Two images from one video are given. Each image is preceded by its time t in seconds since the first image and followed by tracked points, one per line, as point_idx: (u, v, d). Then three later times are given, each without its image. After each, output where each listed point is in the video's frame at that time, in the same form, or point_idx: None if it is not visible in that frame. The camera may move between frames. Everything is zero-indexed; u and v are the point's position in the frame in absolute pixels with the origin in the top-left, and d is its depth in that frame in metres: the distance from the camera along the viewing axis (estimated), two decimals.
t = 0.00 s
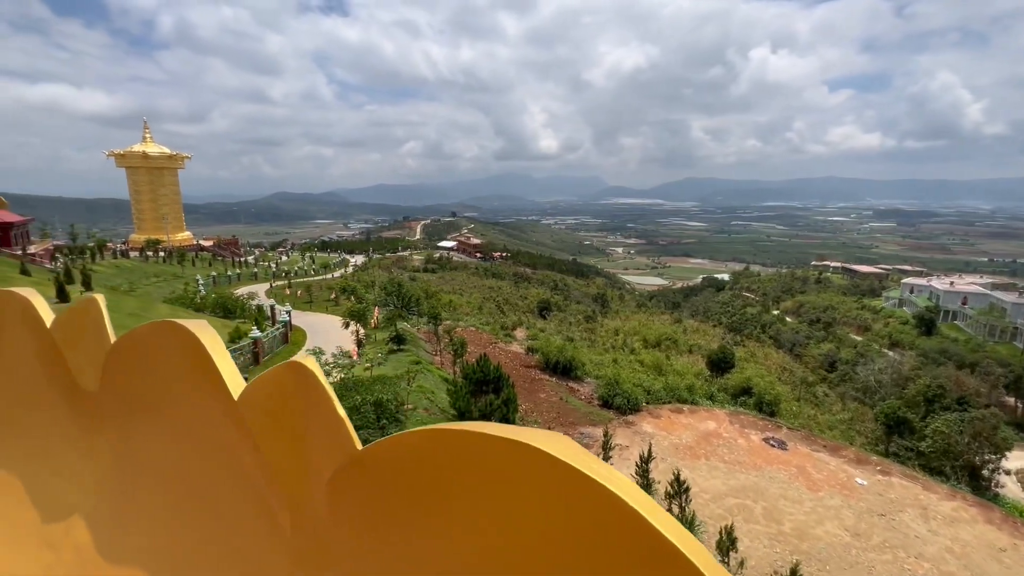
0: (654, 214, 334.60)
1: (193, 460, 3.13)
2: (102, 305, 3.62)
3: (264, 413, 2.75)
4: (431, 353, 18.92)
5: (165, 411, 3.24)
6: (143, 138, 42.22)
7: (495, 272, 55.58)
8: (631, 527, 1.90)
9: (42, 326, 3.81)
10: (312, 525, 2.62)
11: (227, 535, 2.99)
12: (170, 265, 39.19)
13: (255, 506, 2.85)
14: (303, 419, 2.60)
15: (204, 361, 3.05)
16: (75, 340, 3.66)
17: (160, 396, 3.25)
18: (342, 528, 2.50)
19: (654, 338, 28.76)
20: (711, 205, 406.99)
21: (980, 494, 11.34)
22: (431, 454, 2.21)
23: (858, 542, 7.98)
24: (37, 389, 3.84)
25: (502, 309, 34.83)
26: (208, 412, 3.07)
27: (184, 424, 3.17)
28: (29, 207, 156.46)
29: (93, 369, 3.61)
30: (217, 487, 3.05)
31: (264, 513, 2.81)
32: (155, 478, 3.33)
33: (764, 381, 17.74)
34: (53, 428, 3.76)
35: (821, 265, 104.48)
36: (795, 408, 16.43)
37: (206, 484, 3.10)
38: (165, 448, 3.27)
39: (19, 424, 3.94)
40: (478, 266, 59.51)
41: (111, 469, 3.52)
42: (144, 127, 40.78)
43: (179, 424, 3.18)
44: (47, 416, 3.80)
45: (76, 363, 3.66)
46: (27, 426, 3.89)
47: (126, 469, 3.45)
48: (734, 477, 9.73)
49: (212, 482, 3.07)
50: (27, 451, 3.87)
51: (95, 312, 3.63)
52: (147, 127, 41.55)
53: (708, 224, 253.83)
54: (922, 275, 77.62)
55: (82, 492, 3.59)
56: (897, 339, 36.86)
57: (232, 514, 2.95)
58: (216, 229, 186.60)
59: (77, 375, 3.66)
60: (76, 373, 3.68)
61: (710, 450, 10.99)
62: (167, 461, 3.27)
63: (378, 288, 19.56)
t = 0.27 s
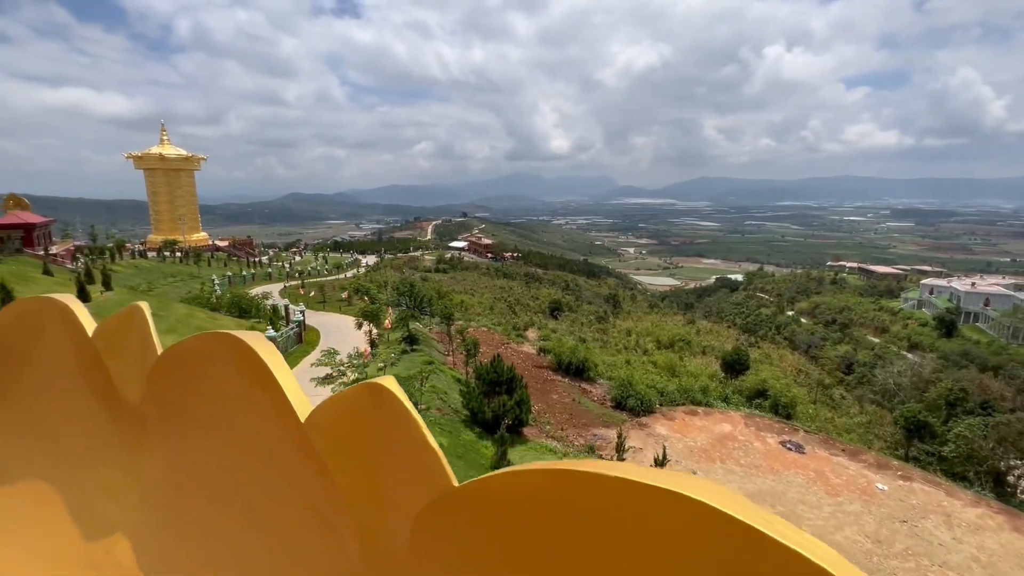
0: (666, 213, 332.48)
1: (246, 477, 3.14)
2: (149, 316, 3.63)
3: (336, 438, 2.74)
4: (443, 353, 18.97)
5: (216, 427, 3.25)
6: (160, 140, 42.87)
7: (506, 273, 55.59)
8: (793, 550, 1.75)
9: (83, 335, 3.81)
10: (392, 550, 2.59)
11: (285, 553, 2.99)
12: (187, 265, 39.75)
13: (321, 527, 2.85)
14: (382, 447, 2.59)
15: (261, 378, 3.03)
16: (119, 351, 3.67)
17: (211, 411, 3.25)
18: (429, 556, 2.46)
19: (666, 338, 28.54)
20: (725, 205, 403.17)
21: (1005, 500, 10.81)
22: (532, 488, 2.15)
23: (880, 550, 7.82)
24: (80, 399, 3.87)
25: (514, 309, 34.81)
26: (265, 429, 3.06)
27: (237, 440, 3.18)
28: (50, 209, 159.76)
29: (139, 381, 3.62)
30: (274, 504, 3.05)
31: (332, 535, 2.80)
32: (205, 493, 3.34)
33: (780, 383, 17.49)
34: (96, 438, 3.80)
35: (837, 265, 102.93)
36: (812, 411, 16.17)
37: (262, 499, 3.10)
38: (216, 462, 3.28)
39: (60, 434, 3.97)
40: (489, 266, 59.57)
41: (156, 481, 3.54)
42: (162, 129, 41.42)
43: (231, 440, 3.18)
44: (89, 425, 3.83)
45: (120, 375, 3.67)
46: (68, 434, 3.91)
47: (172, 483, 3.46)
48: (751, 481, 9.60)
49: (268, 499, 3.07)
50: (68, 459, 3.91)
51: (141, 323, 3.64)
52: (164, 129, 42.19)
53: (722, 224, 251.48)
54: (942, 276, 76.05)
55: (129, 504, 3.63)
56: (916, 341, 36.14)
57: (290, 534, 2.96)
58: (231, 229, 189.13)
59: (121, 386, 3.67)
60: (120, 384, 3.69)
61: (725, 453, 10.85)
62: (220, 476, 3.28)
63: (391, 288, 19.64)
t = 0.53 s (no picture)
0: (678, 213, 330.50)
1: (280, 496, 2.96)
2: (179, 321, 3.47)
3: (392, 458, 2.52)
4: (454, 353, 19.00)
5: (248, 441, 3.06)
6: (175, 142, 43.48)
7: (517, 273, 55.56)
8: None
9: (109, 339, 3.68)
10: None
11: None
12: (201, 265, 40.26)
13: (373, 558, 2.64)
14: (463, 479, 2.36)
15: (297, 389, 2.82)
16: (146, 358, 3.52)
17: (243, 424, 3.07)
18: None
19: (678, 339, 28.30)
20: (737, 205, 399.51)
21: None
22: (650, 537, 1.94)
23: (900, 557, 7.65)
24: (107, 407, 3.76)
25: (524, 310, 34.77)
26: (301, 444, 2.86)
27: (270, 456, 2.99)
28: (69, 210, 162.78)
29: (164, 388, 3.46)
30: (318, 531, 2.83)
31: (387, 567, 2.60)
32: (239, 513, 3.15)
33: (794, 385, 17.27)
34: (122, 447, 3.68)
35: (852, 266, 101.45)
36: (827, 414, 15.94)
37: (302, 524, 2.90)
38: (251, 481, 3.08)
39: (89, 440, 3.89)
40: (499, 266, 59.61)
41: (184, 496, 3.39)
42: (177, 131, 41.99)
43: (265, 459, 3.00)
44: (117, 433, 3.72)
45: (146, 382, 3.52)
46: (97, 442, 3.82)
47: (199, 498, 3.30)
48: (766, 484, 9.47)
49: (310, 523, 2.87)
50: (97, 468, 3.82)
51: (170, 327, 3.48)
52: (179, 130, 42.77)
53: (734, 224, 249.18)
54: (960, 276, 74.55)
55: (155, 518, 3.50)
56: (934, 343, 35.47)
57: (333, 562, 2.79)
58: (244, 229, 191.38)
59: (147, 394, 3.53)
60: (148, 393, 3.53)
61: (739, 456, 10.71)
62: (256, 496, 3.07)
63: (402, 288, 19.72)
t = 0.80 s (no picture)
0: (688, 213, 328.51)
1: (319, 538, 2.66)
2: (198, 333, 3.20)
3: (452, 494, 2.25)
4: (464, 353, 19.00)
5: (274, 469, 2.77)
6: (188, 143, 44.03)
7: (526, 273, 55.51)
8: None
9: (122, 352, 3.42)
10: None
11: None
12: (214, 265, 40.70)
13: None
14: (552, 535, 2.07)
15: (334, 412, 2.53)
16: (160, 372, 3.24)
17: (269, 450, 2.78)
18: None
19: (689, 340, 28.06)
20: (748, 204, 395.88)
21: None
22: None
23: (920, 563, 7.50)
24: (118, 424, 3.49)
25: (534, 310, 34.71)
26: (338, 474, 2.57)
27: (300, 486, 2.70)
28: (85, 211, 165.57)
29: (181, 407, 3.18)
30: None
31: None
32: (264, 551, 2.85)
33: (808, 387, 17.04)
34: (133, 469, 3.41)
35: (866, 266, 100.02)
36: (842, 417, 15.71)
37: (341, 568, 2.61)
38: (281, 515, 2.78)
39: (99, 459, 3.62)
40: (508, 266, 59.61)
41: (204, 529, 3.09)
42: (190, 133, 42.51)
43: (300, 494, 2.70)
44: (129, 453, 3.46)
45: (161, 402, 3.25)
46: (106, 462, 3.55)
47: (219, 528, 3.02)
48: (780, 488, 9.34)
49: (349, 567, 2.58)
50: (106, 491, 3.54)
51: (188, 339, 3.19)
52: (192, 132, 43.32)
53: (745, 224, 246.81)
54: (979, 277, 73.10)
55: (172, 548, 3.23)
56: (951, 345, 34.83)
57: None
58: (255, 230, 193.31)
59: (163, 411, 3.25)
60: (164, 413, 3.25)
61: (753, 459, 10.57)
62: (288, 534, 2.78)
63: (413, 288, 19.77)
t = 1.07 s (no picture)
0: (699, 212, 326.33)
1: None
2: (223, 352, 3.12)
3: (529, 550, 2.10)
4: (474, 353, 19.00)
5: (303, 498, 2.70)
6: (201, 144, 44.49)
7: (535, 273, 55.44)
8: None
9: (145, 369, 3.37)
10: None
11: None
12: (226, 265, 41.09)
13: None
14: None
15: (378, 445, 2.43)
16: (182, 392, 3.17)
17: (298, 478, 2.71)
18: None
19: (701, 341, 27.82)
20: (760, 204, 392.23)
21: None
22: None
23: (939, 570, 7.36)
24: (139, 443, 3.44)
25: (543, 310, 34.63)
26: (372, 506, 2.50)
27: (329, 515, 2.63)
28: (101, 212, 168.22)
29: (203, 428, 3.10)
30: None
31: None
32: None
33: (822, 389, 16.82)
34: (153, 490, 3.35)
35: (881, 266, 98.57)
36: (857, 419, 15.48)
37: None
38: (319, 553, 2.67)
39: (120, 477, 3.57)
40: (518, 266, 59.55)
41: (230, 559, 2.99)
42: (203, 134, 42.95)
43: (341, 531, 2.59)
44: (149, 474, 3.41)
45: (183, 424, 3.17)
46: (127, 481, 3.51)
47: (249, 560, 2.91)
48: (794, 492, 9.22)
49: None
50: (127, 511, 3.50)
51: (213, 359, 3.10)
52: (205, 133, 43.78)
53: (756, 224, 244.54)
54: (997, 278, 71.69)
55: None
56: (968, 347, 34.20)
57: None
58: (266, 229, 194.95)
59: (185, 434, 3.17)
60: (186, 435, 3.18)
61: (766, 462, 10.44)
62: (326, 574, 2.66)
63: (423, 288, 19.82)
